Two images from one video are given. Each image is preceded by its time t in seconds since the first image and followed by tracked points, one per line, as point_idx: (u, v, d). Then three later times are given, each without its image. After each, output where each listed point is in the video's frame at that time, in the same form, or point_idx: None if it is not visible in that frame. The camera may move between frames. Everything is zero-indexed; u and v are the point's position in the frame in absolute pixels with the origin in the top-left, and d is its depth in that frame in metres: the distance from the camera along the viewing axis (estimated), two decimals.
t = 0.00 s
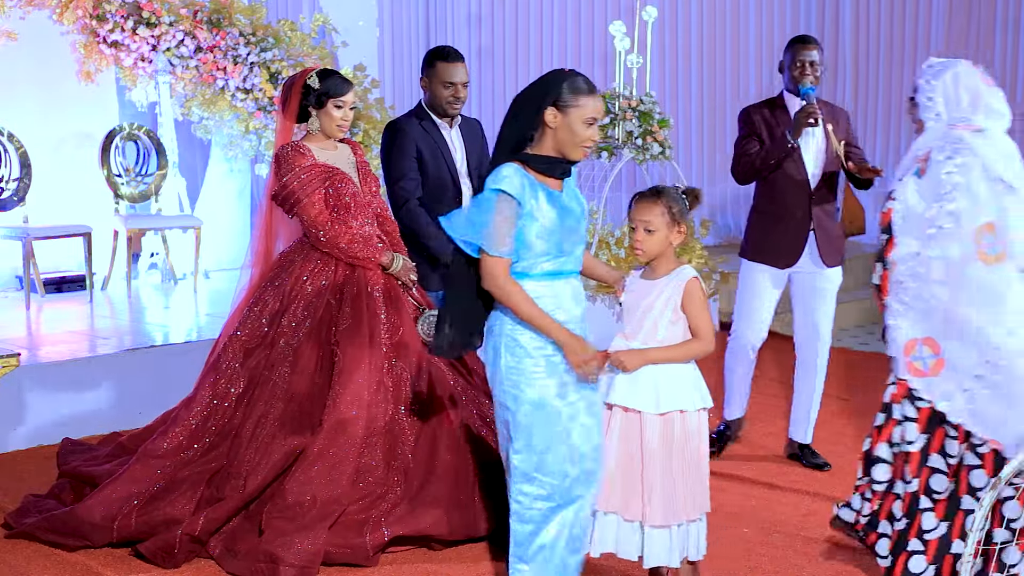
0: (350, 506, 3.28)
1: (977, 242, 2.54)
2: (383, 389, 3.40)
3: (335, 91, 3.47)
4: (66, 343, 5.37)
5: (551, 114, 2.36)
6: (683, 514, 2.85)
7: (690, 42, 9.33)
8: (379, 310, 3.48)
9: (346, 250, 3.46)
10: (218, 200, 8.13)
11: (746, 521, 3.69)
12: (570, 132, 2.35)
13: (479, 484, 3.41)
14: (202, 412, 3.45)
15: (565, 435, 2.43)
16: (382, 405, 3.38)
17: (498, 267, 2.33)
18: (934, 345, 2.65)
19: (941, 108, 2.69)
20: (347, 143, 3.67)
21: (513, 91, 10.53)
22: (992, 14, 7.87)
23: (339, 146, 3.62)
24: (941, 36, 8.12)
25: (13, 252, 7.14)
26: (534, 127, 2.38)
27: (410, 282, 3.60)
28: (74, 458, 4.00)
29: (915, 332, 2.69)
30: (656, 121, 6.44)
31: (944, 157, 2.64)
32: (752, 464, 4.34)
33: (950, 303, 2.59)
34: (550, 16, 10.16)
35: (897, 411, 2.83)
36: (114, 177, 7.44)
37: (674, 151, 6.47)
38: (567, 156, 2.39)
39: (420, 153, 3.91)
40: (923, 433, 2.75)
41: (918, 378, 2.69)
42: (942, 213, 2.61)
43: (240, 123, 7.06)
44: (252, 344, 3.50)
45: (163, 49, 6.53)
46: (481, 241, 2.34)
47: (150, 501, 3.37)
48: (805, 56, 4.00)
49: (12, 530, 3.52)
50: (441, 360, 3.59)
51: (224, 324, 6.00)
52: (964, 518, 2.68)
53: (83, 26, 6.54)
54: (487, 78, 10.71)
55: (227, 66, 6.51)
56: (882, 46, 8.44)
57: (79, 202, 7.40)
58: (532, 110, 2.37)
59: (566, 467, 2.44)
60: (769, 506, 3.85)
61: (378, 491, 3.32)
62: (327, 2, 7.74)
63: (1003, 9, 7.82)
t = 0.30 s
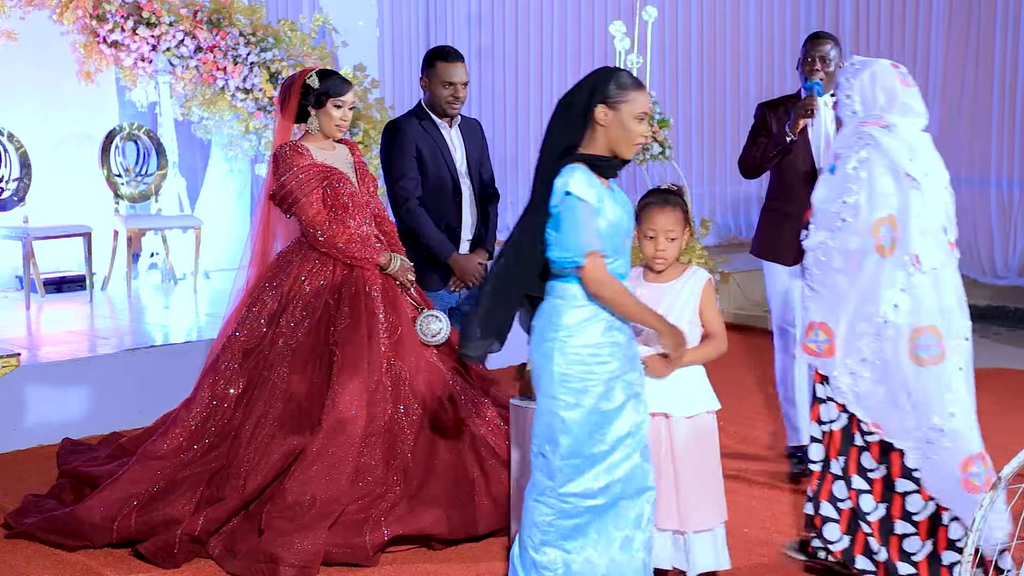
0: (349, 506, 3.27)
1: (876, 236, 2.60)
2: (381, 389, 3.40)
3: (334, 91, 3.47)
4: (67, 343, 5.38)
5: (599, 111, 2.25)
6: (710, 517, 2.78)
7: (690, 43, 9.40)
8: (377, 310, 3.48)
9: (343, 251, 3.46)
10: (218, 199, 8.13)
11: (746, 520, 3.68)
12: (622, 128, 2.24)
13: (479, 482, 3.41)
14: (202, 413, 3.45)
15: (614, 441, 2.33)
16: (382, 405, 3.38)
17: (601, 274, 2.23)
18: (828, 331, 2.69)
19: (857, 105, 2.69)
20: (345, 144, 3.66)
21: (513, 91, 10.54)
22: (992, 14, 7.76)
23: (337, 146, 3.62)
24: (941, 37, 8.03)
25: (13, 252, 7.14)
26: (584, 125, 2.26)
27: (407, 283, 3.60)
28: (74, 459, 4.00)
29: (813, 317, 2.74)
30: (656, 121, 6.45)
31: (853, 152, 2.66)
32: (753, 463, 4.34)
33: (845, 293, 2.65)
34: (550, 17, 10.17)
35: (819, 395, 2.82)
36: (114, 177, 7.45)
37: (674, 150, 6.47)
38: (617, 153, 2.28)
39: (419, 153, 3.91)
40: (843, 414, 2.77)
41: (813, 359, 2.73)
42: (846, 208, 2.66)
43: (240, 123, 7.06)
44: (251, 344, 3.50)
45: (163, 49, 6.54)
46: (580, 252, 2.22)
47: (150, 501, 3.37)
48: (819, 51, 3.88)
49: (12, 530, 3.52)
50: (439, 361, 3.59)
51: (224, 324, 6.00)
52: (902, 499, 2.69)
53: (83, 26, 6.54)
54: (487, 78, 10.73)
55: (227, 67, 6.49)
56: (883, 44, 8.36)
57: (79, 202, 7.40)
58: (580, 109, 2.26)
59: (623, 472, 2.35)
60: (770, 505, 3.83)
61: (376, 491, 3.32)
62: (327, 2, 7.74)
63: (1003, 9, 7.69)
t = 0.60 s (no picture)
0: (349, 506, 3.27)
1: (846, 220, 2.71)
2: (380, 388, 3.40)
3: (333, 90, 3.47)
4: (67, 343, 5.38)
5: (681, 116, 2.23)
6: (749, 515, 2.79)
7: (690, 43, 9.42)
8: (375, 309, 3.48)
9: (341, 251, 3.46)
10: (219, 201, 8.09)
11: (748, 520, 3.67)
12: (702, 134, 2.23)
13: (478, 480, 3.43)
14: (201, 413, 3.46)
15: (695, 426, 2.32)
16: (381, 405, 3.38)
17: (657, 272, 2.21)
18: (801, 323, 2.80)
19: (785, 113, 2.84)
20: (343, 144, 3.66)
21: (513, 91, 10.54)
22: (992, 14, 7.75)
23: (336, 146, 3.62)
24: (941, 37, 8.00)
25: (13, 252, 7.14)
26: (660, 130, 2.24)
27: (405, 283, 3.61)
28: (75, 459, 4.00)
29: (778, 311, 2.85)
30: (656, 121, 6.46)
31: (799, 151, 2.80)
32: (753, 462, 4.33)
33: (814, 286, 2.76)
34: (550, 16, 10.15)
35: (768, 393, 2.92)
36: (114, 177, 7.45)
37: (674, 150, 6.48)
38: (687, 163, 2.27)
39: (419, 153, 3.91)
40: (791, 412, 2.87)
41: (784, 355, 2.84)
42: (811, 199, 2.78)
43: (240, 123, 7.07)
44: (249, 344, 3.50)
45: (162, 49, 6.53)
46: (651, 239, 2.20)
47: (150, 501, 3.37)
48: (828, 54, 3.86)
49: (12, 530, 3.52)
50: (438, 361, 3.59)
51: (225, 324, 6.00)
52: (844, 491, 2.77)
53: (83, 26, 6.52)
54: (486, 78, 10.75)
55: (227, 66, 6.56)
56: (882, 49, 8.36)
57: (79, 202, 7.40)
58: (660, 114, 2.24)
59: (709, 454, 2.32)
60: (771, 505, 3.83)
61: (376, 490, 3.32)
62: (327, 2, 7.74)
63: (1003, 10, 7.67)
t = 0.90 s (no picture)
0: (349, 506, 3.27)
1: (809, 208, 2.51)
2: (380, 388, 3.40)
3: (331, 88, 3.48)
4: (68, 343, 5.38)
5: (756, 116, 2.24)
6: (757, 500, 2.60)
7: (690, 43, 9.44)
8: (374, 309, 3.48)
9: (339, 251, 3.46)
10: (218, 201, 8.08)
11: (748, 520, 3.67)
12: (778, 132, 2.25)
13: (478, 479, 3.43)
14: (200, 414, 3.46)
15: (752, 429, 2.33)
16: (381, 405, 3.38)
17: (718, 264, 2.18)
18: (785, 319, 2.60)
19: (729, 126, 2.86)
20: (343, 143, 3.66)
21: (513, 91, 10.54)
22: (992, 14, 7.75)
23: (335, 145, 3.62)
24: (941, 37, 7.99)
25: (13, 252, 7.14)
26: (734, 127, 2.24)
27: (404, 284, 3.61)
28: (75, 459, 4.00)
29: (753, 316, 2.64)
30: (656, 120, 6.45)
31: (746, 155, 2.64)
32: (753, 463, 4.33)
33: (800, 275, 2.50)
34: (550, 16, 10.15)
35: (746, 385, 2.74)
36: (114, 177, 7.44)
37: (674, 150, 6.47)
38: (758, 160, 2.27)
39: (419, 153, 3.91)
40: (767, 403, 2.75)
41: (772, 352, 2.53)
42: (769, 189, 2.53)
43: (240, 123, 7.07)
44: (248, 344, 3.50)
45: (163, 49, 6.52)
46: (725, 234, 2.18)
47: (150, 501, 3.37)
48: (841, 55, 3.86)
49: (11, 530, 3.52)
50: (437, 361, 3.59)
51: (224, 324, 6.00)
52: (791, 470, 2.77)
53: (83, 27, 6.52)
54: (487, 77, 10.75)
55: (227, 66, 6.56)
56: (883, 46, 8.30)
57: (79, 202, 7.40)
58: (734, 112, 2.24)
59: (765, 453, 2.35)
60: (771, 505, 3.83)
61: (376, 490, 3.31)
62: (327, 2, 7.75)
63: (1004, 10, 7.68)
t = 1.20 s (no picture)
0: (348, 506, 3.27)
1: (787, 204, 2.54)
2: (379, 388, 3.40)
3: (331, 89, 3.48)
4: (68, 343, 5.38)
5: (822, 115, 2.27)
6: (749, 506, 2.61)
7: (690, 43, 9.44)
8: (372, 310, 3.48)
9: (336, 252, 3.46)
10: (218, 201, 8.07)
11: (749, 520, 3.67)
12: (839, 134, 2.27)
13: (477, 479, 3.43)
14: (199, 414, 3.46)
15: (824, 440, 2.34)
16: (380, 405, 3.37)
17: (835, 270, 2.28)
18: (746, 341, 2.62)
19: (669, 141, 2.88)
20: (342, 143, 3.66)
21: (513, 91, 10.54)
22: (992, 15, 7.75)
23: (334, 145, 3.62)
24: (941, 36, 7.97)
25: (13, 252, 7.14)
26: (803, 129, 2.28)
27: (402, 285, 3.61)
28: (75, 459, 4.00)
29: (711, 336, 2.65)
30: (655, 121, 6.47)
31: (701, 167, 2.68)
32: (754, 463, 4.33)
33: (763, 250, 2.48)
34: (550, 15, 10.14)
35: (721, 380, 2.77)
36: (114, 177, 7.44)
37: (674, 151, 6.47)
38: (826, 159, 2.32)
39: (419, 153, 3.91)
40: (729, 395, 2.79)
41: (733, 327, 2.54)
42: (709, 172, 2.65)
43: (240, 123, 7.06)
44: (247, 344, 3.50)
45: (163, 49, 6.52)
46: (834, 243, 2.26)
47: (150, 502, 3.37)
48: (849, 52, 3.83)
49: (12, 530, 3.52)
50: (436, 361, 3.59)
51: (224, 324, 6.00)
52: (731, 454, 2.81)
53: (83, 26, 6.52)
54: (487, 77, 10.75)
55: (227, 66, 6.56)
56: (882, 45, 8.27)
57: (79, 202, 7.40)
58: (800, 117, 2.27)
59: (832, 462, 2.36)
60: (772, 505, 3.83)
61: (375, 489, 3.31)
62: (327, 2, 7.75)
63: (1004, 10, 7.67)
